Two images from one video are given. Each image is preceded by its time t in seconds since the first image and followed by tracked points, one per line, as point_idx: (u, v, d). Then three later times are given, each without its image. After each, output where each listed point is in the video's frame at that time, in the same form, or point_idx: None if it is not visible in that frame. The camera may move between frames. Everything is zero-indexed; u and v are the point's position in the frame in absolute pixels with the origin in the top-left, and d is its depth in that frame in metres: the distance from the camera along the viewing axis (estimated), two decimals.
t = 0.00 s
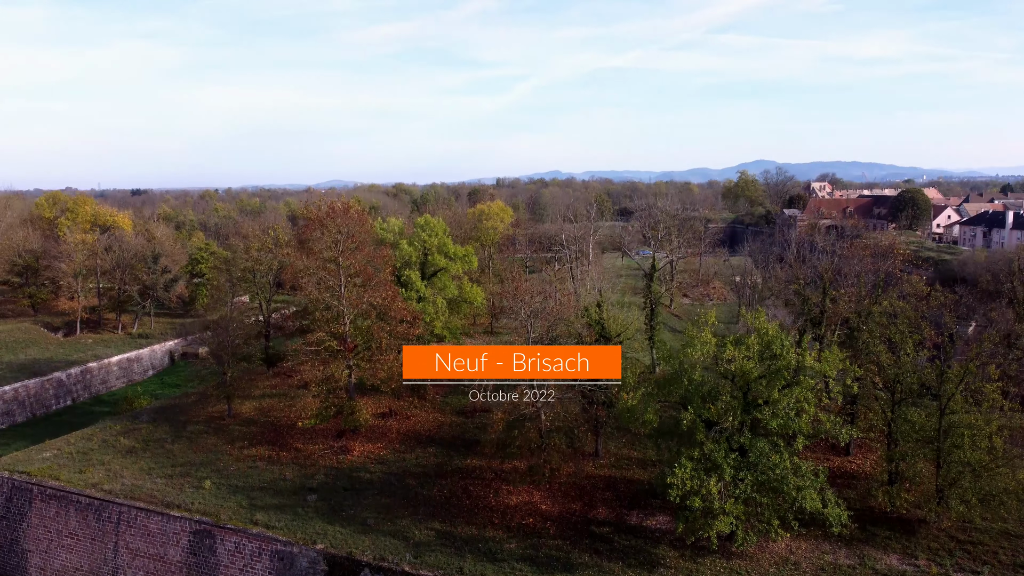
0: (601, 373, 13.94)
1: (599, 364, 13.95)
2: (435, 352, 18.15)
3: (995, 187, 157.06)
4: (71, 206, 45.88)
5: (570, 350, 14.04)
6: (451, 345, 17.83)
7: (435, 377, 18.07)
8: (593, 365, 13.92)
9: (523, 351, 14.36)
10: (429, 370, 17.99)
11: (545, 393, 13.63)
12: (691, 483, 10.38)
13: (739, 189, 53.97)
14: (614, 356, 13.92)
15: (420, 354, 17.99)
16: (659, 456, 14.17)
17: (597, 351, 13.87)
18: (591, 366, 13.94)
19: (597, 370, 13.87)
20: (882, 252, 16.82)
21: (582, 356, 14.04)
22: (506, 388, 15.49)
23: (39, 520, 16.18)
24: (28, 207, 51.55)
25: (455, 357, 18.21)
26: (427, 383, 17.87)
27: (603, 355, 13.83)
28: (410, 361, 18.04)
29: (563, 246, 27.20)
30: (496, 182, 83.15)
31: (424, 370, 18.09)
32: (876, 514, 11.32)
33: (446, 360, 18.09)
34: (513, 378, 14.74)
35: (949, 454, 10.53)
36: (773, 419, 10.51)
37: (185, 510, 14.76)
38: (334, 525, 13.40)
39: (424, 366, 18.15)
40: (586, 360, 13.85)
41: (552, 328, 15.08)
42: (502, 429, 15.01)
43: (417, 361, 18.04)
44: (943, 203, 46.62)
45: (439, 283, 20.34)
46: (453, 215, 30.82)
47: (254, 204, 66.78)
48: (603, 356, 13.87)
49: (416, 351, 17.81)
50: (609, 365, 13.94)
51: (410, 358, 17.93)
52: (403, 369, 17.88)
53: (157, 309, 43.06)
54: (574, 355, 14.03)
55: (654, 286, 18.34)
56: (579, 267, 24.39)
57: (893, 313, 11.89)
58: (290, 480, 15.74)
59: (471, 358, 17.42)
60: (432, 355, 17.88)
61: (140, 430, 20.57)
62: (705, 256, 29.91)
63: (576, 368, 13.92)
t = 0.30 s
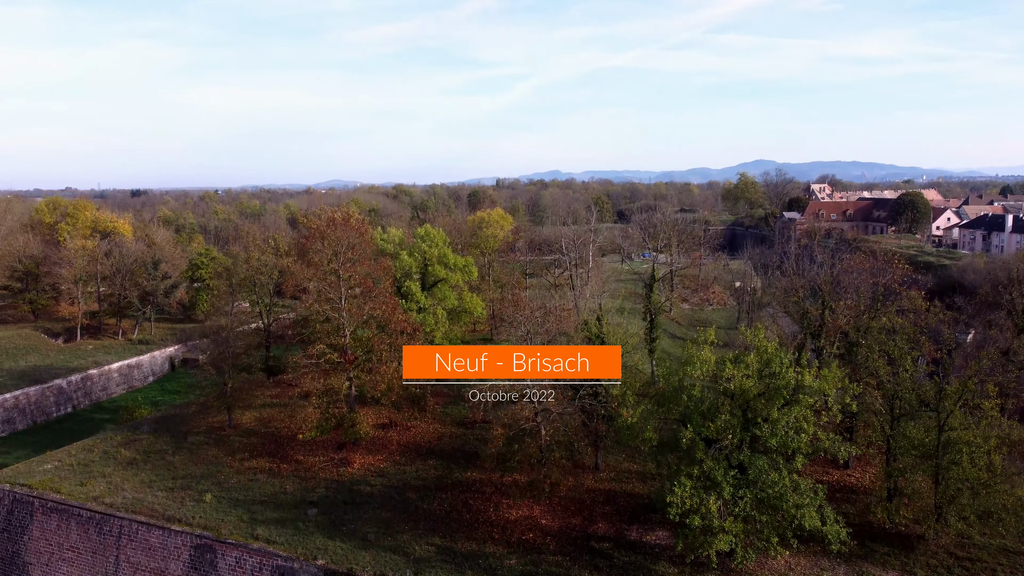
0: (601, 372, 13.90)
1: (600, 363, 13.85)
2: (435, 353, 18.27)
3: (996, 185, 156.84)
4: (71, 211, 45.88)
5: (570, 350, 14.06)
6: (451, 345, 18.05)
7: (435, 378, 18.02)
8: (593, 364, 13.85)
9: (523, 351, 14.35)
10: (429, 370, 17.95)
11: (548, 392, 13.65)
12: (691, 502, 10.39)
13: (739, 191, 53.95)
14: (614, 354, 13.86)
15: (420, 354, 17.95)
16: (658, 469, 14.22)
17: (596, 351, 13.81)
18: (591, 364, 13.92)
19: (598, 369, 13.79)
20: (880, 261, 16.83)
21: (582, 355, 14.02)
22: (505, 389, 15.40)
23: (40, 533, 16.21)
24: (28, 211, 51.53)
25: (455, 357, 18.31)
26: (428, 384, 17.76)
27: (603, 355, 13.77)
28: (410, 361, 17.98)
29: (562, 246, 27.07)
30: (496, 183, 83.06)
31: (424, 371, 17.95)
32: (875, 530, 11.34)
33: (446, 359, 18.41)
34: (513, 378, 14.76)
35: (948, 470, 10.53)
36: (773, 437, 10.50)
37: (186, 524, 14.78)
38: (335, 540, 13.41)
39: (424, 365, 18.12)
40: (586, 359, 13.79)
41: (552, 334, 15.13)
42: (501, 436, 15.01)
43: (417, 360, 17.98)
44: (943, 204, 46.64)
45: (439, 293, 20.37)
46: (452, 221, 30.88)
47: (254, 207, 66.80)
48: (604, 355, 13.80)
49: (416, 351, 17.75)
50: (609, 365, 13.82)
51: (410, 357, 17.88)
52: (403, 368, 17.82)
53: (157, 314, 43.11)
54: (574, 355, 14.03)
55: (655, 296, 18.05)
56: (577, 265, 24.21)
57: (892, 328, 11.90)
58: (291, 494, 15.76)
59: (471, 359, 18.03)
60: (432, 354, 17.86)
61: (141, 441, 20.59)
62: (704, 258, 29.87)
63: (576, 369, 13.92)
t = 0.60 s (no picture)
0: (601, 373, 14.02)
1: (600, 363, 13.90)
2: (435, 352, 18.32)
3: (996, 182, 156.63)
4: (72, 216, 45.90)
5: (570, 350, 14.02)
6: (451, 345, 18.15)
7: (435, 379, 18.04)
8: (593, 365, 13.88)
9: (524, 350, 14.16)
10: (429, 371, 17.99)
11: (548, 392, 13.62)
12: (690, 521, 10.40)
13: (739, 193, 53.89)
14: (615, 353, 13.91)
15: (420, 355, 17.98)
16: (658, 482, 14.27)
17: (597, 350, 13.78)
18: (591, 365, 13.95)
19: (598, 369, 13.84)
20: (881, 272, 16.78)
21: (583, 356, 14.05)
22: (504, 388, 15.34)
23: (41, 546, 16.23)
24: (28, 216, 51.47)
25: (455, 357, 18.39)
26: (427, 385, 17.75)
27: (602, 352, 13.79)
28: (410, 361, 18.00)
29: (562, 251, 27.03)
30: (496, 184, 82.96)
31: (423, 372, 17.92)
32: (874, 545, 11.37)
33: (446, 360, 18.08)
34: (513, 379, 14.28)
35: (946, 487, 10.52)
36: (772, 455, 10.48)
37: (187, 539, 14.79)
38: (336, 555, 13.42)
39: (424, 366, 18.14)
40: (586, 359, 13.80)
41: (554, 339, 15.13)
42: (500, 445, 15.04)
43: (417, 361, 18.00)
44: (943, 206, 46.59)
45: (439, 304, 20.36)
46: (453, 229, 30.93)
47: (254, 210, 66.79)
48: (604, 356, 13.84)
49: (416, 351, 17.77)
50: (609, 364, 13.92)
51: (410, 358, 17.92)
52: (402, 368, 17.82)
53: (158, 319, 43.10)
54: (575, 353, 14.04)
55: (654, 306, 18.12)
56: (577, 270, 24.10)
57: (891, 344, 11.88)
58: (292, 507, 15.78)
59: (471, 359, 17.39)
60: (432, 355, 17.90)
61: (141, 452, 20.61)
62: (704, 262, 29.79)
63: (576, 369, 13.90)
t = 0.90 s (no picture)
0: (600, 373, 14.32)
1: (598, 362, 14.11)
2: (435, 353, 18.83)
3: (994, 184, 155.73)
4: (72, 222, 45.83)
5: (570, 350, 14.12)
6: (451, 346, 18.76)
7: (435, 378, 18.47)
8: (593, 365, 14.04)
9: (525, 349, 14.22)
10: (429, 370, 18.40)
11: (550, 392, 13.51)
12: (689, 539, 10.42)
13: (739, 196, 53.89)
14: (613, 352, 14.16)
15: (420, 354, 18.47)
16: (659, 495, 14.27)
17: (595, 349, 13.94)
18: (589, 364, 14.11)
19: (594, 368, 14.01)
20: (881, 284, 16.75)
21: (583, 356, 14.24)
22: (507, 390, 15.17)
23: (42, 560, 16.24)
24: (27, 220, 51.36)
25: (455, 358, 18.98)
26: (427, 383, 18.13)
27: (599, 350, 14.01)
28: (411, 360, 18.42)
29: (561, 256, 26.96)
30: (496, 185, 82.88)
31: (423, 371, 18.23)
32: (873, 561, 11.37)
33: (446, 360, 18.58)
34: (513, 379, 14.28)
35: (945, 503, 10.49)
36: (771, 473, 10.48)
37: (187, 553, 14.81)
38: (336, 571, 13.43)
39: (424, 366, 18.56)
40: (584, 360, 13.97)
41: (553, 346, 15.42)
42: (498, 457, 15.02)
43: (417, 360, 18.43)
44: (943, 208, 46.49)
45: (439, 315, 20.32)
46: (454, 235, 30.94)
47: (254, 212, 66.70)
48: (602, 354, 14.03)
49: (416, 349, 18.27)
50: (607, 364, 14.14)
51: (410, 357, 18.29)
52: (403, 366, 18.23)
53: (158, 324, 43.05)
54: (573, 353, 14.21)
55: (654, 316, 18.14)
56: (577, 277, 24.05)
57: (890, 359, 11.86)
58: (292, 520, 15.79)
59: (471, 359, 17.80)
60: (432, 354, 18.40)
61: (142, 463, 20.62)
62: (703, 265, 29.74)
63: (576, 369, 14.00)
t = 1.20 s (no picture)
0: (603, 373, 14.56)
1: (601, 362, 14.33)
2: (435, 353, 19.18)
3: (994, 182, 155.97)
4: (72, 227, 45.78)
5: (570, 351, 14.57)
6: (451, 345, 19.15)
7: (435, 378, 18.82)
8: (593, 365, 14.39)
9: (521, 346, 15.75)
10: (428, 370, 18.74)
11: (550, 393, 13.75)
12: (688, 558, 10.41)
13: (739, 197, 53.84)
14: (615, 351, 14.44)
15: (420, 354, 18.84)
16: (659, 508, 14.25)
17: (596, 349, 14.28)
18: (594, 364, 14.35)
19: (598, 367, 14.23)
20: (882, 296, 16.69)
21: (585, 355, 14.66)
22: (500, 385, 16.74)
23: (43, 572, 16.28)
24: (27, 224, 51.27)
25: (455, 357, 19.35)
26: (427, 383, 18.43)
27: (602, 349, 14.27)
28: (410, 361, 18.76)
29: (561, 262, 26.84)
30: (496, 186, 82.79)
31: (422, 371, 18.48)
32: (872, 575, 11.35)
33: (447, 360, 19.18)
34: (513, 378, 15.71)
35: (944, 519, 10.46)
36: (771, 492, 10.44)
37: (188, 567, 14.83)
38: None
39: (424, 366, 18.89)
40: (585, 360, 14.26)
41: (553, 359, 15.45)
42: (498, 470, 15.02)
43: (416, 361, 18.78)
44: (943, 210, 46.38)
45: (440, 326, 20.37)
46: (454, 242, 30.95)
47: (254, 215, 66.62)
48: (604, 355, 14.34)
49: (416, 349, 18.66)
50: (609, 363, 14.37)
51: (410, 358, 18.62)
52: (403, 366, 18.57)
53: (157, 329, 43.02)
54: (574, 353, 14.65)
55: (654, 327, 18.05)
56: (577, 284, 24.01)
57: (890, 375, 11.82)
58: (293, 534, 15.80)
59: (471, 359, 18.77)
60: (431, 354, 18.77)
61: (143, 474, 20.65)
62: (703, 270, 29.70)
63: (577, 368, 14.37)
